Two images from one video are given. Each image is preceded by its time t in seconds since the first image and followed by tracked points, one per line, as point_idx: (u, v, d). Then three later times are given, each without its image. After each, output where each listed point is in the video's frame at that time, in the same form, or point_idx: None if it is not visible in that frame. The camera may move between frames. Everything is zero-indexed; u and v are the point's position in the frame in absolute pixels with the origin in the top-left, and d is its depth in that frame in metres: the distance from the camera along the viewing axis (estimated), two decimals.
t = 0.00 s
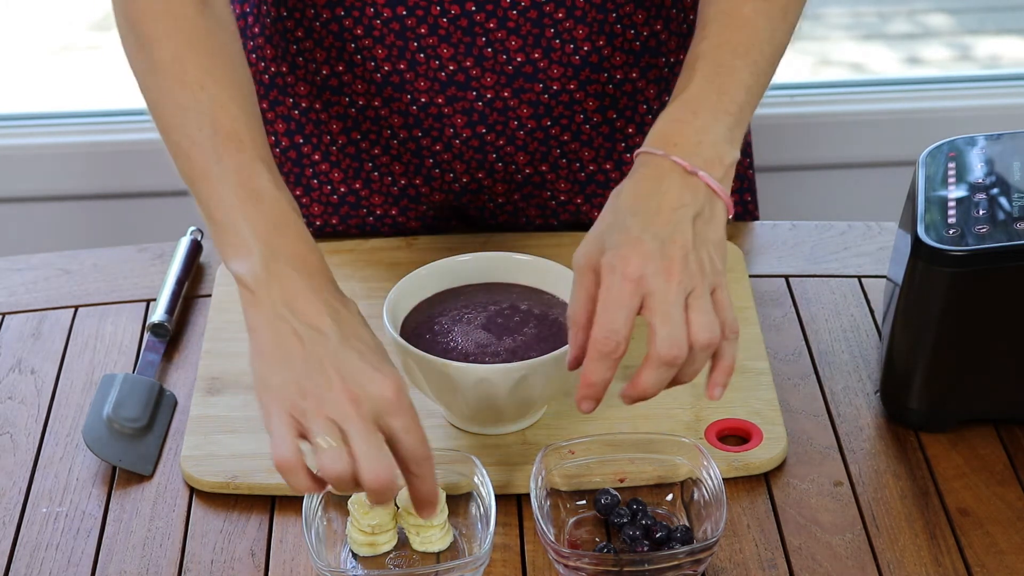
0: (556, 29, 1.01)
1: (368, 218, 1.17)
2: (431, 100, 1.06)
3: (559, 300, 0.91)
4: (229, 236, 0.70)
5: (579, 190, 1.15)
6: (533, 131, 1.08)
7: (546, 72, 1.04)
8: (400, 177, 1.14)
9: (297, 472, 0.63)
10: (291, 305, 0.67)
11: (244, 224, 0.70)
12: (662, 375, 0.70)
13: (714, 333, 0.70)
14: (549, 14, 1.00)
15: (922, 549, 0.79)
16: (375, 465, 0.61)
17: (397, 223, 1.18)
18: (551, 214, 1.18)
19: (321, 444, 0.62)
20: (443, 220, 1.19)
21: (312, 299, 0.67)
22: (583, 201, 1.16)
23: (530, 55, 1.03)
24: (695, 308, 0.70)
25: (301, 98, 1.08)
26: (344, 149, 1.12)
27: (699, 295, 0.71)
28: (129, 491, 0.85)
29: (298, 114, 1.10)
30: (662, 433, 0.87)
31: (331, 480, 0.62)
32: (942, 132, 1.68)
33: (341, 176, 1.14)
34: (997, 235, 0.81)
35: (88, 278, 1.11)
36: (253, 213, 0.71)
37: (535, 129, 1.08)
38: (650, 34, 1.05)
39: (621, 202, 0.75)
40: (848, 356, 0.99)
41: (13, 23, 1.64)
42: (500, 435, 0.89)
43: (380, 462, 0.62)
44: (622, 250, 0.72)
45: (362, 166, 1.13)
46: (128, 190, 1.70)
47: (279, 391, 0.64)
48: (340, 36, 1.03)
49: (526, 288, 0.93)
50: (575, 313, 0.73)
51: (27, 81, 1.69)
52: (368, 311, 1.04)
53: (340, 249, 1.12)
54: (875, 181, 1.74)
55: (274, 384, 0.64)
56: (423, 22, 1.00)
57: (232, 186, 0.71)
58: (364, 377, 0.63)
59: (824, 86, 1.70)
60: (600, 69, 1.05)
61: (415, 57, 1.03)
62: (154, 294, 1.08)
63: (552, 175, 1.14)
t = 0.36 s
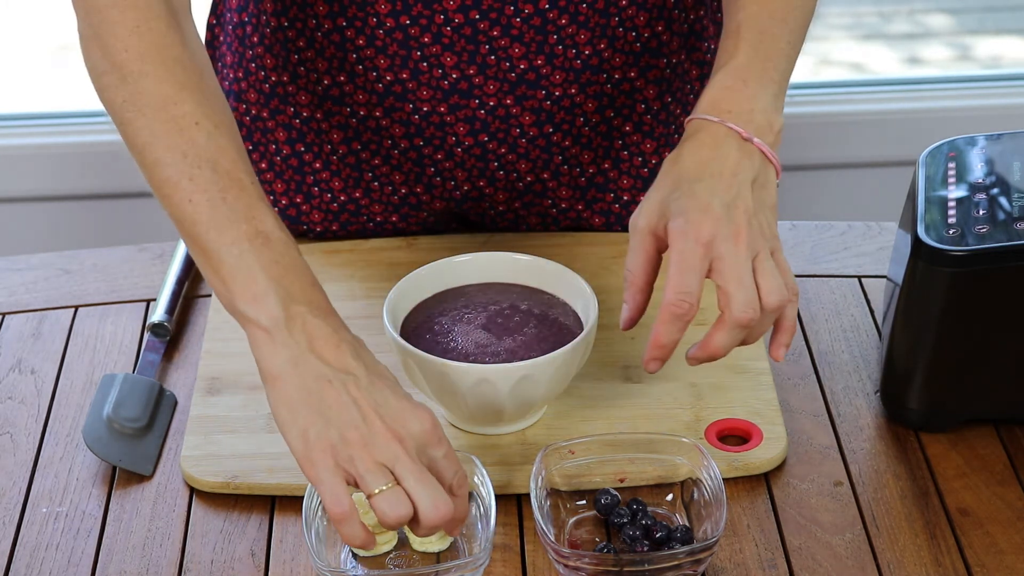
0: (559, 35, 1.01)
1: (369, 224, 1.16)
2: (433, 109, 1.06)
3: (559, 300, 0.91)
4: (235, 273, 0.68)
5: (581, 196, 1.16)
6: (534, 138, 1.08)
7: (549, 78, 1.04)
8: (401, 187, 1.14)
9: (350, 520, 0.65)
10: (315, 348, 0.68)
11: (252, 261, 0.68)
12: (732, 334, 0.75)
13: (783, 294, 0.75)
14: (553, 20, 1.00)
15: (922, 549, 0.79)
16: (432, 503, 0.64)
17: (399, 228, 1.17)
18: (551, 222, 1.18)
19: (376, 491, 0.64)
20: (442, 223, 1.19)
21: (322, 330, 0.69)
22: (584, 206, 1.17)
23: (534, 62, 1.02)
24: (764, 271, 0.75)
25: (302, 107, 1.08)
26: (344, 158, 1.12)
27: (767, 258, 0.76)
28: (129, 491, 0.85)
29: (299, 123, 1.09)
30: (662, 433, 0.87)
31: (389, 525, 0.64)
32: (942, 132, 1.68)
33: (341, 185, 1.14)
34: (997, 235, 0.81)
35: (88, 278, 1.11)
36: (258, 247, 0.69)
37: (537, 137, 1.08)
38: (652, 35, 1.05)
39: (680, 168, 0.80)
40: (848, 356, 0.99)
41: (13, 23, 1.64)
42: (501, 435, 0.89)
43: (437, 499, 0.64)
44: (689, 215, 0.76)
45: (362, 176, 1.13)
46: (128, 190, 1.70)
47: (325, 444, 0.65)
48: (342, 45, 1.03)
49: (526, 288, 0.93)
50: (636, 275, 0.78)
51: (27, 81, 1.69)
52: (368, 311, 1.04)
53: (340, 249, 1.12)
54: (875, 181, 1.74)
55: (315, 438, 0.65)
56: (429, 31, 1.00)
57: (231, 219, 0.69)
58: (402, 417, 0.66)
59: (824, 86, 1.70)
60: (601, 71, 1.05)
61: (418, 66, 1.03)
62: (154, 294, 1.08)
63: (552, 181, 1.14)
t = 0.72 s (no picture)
0: (560, 34, 1.01)
1: (369, 224, 1.16)
2: (434, 109, 1.06)
3: (559, 300, 0.91)
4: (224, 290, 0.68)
5: (581, 196, 1.16)
6: (535, 138, 1.08)
7: (549, 78, 1.04)
8: (401, 186, 1.14)
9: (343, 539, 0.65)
10: (301, 370, 0.68)
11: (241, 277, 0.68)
12: (711, 339, 0.75)
13: (764, 299, 0.75)
14: (553, 20, 1.00)
15: (922, 549, 0.79)
16: (423, 516, 0.64)
17: (399, 228, 1.17)
18: (551, 222, 1.18)
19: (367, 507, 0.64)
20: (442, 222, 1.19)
21: (311, 346, 0.69)
22: (584, 208, 1.17)
23: (535, 61, 1.02)
24: (745, 276, 0.76)
25: (302, 107, 1.08)
26: (345, 158, 1.12)
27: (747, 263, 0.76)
28: (129, 491, 0.85)
29: (299, 123, 1.09)
30: (662, 433, 0.87)
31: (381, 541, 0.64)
32: (941, 132, 1.68)
33: (341, 184, 1.14)
34: (997, 235, 0.81)
35: (87, 278, 1.11)
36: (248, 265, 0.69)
37: (537, 136, 1.08)
38: (652, 35, 1.05)
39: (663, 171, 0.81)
40: (848, 356, 0.99)
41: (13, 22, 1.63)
42: (501, 435, 0.89)
43: (427, 512, 0.64)
44: (671, 218, 0.76)
45: (363, 175, 1.13)
46: (128, 190, 1.70)
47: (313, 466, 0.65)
48: (343, 44, 1.03)
49: (527, 288, 0.93)
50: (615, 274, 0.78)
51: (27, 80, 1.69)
52: (368, 311, 1.04)
53: (340, 249, 1.12)
54: (874, 181, 1.74)
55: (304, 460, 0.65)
56: (429, 31, 1.00)
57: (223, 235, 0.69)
58: (388, 429, 0.66)
59: (824, 86, 1.70)
60: (602, 70, 1.05)
61: (418, 65, 1.03)
62: (154, 294, 1.08)
63: (552, 181, 1.14)
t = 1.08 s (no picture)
0: (559, 36, 1.01)
1: (369, 225, 1.17)
2: (434, 110, 1.05)
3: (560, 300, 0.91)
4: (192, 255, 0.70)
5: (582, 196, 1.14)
6: (535, 140, 1.08)
7: (548, 79, 1.04)
8: (400, 188, 1.14)
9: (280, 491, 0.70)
10: (241, 326, 0.67)
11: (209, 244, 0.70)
12: (566, 400, 0.67)
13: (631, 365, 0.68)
14: (552, 21, 1.00)
15: (921, 548, 0.79)
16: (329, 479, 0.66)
17: (399, 228, 1.18)
18: (551, 223, 1.17)
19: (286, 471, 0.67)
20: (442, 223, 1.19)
21: (255, 298, 0.68)
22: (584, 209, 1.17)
23: (534, 62, 1.02)
24: (618, 340, 0.68)
25: (302, 107, 1.09)
26: (345, 159, 1.12)
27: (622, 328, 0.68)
28: (129, 491, 0.85)
29: (298, 123, 1.10)
30: (662, 433, 0.87)
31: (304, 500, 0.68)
32: (941, 132, 1.68)
33: (341, 185, 1.14)
34: (997, 235, 0.81)
35: (88, 278, 1.11)
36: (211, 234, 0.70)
37: (536, 137, 1.08)
38: (651, 37, 1.06)
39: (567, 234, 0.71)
40: (847, 356, 0.99)
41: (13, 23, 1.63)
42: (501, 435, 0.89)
43: (328, 474, 0.66)
44: (553, 269, 0.69)
45: (362, 176, 1.13)
46: (127, 190, 1.70)
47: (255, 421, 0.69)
48: (342, 46, 1.02)
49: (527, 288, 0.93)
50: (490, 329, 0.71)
51: (27, 81, 1.69)
52: (368, 311, 1.04)
53: (340, 249, 1.12)
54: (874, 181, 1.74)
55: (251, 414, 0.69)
56: (429, 32, 1.00)
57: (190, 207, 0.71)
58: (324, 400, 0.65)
59: (824, 86, 1.70)
60: (602, 72, 1.06)
61: (418, 67, 1.03)
62: (153, 294, 1.08)
63: (553, 183, 1.14)
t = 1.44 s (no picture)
0: (555, 39, 1.01)
1: (368, 226, 1.17)
2: (431, 113, 1.05)
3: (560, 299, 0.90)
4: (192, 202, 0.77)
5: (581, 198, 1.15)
6: (533, 141, 1.08)
7: (545, 82, 1.04)
8: (400, 189, 1.13)
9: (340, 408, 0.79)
10: (230, 264, 0.74)
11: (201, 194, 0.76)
12: (530, 334, 0.70)
13: (604, 317, 0.71)
14: (549, 24, 1.00)
15: (922, 549, 0.79)
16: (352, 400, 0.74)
17: (398, 229, 1.18)
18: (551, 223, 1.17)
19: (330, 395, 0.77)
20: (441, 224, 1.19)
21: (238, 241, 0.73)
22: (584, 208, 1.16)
23: (530, 65, 1.02)
24: (598, 290, 0.71)
25: (300, 107, 1.09)
26: (344, 159, 1.12)
27: (607, 281, 0.71)
28: (129, 491, 0.85)
29: (298, 123, 1.10)
30: (662, 433, 0.87)
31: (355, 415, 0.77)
32: (941, 132, 1.68)
33: (340, 185, 1.14)
34: (997, 235, 0.81)
35: (88, 278, 1.11)
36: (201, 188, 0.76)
37: (535, 139, 1.08)
38: (648, 40, 1.05)
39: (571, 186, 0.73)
40: (847, 356, 0.99)
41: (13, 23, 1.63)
42: (501, 435, 0.89)
43: (350, 398, 0.74)
44: (554, 207, 0.70)
45: (361, 177, 1.13)
46: (127, 190, 1.70)
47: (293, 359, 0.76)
48: (339, 47, 1.02)
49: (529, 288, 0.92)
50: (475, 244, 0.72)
51: (26, 81, 1.68)
52: (368, 311, 1.04)
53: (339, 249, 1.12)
54: (874, 181, 1.74)
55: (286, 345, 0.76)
56: (424, 35, 1.01)
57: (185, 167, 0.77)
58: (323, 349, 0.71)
59: (824, 86, 1.70)
60: (600, 76, 1.06)
61: (414, 69, 1.03)
62: (153, 294, 1.08)
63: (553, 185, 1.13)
